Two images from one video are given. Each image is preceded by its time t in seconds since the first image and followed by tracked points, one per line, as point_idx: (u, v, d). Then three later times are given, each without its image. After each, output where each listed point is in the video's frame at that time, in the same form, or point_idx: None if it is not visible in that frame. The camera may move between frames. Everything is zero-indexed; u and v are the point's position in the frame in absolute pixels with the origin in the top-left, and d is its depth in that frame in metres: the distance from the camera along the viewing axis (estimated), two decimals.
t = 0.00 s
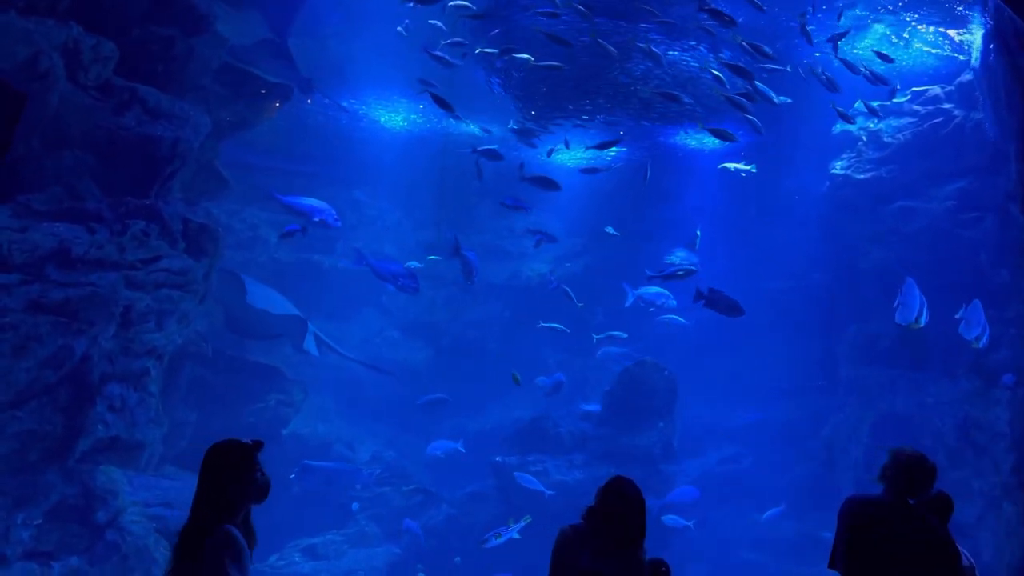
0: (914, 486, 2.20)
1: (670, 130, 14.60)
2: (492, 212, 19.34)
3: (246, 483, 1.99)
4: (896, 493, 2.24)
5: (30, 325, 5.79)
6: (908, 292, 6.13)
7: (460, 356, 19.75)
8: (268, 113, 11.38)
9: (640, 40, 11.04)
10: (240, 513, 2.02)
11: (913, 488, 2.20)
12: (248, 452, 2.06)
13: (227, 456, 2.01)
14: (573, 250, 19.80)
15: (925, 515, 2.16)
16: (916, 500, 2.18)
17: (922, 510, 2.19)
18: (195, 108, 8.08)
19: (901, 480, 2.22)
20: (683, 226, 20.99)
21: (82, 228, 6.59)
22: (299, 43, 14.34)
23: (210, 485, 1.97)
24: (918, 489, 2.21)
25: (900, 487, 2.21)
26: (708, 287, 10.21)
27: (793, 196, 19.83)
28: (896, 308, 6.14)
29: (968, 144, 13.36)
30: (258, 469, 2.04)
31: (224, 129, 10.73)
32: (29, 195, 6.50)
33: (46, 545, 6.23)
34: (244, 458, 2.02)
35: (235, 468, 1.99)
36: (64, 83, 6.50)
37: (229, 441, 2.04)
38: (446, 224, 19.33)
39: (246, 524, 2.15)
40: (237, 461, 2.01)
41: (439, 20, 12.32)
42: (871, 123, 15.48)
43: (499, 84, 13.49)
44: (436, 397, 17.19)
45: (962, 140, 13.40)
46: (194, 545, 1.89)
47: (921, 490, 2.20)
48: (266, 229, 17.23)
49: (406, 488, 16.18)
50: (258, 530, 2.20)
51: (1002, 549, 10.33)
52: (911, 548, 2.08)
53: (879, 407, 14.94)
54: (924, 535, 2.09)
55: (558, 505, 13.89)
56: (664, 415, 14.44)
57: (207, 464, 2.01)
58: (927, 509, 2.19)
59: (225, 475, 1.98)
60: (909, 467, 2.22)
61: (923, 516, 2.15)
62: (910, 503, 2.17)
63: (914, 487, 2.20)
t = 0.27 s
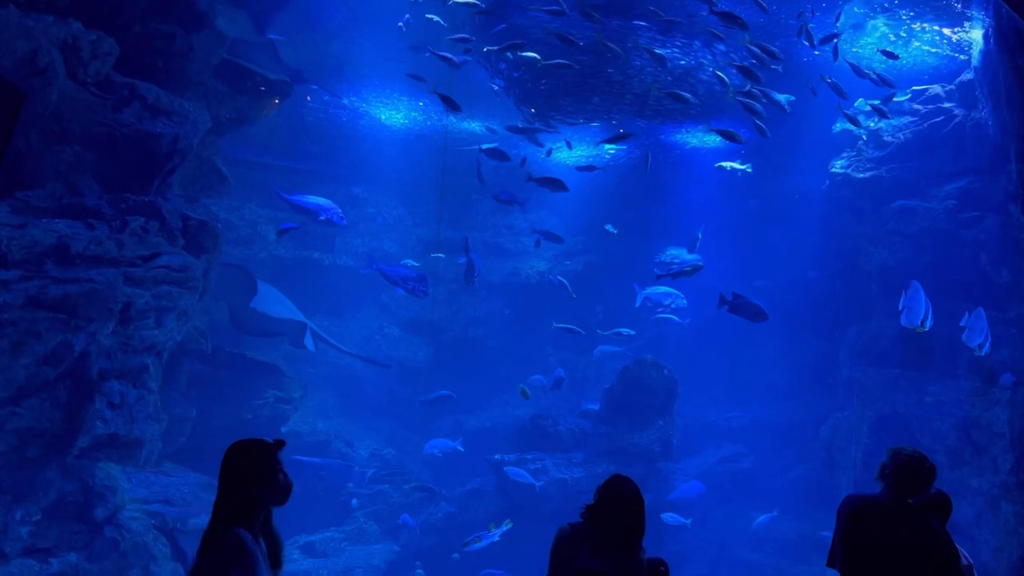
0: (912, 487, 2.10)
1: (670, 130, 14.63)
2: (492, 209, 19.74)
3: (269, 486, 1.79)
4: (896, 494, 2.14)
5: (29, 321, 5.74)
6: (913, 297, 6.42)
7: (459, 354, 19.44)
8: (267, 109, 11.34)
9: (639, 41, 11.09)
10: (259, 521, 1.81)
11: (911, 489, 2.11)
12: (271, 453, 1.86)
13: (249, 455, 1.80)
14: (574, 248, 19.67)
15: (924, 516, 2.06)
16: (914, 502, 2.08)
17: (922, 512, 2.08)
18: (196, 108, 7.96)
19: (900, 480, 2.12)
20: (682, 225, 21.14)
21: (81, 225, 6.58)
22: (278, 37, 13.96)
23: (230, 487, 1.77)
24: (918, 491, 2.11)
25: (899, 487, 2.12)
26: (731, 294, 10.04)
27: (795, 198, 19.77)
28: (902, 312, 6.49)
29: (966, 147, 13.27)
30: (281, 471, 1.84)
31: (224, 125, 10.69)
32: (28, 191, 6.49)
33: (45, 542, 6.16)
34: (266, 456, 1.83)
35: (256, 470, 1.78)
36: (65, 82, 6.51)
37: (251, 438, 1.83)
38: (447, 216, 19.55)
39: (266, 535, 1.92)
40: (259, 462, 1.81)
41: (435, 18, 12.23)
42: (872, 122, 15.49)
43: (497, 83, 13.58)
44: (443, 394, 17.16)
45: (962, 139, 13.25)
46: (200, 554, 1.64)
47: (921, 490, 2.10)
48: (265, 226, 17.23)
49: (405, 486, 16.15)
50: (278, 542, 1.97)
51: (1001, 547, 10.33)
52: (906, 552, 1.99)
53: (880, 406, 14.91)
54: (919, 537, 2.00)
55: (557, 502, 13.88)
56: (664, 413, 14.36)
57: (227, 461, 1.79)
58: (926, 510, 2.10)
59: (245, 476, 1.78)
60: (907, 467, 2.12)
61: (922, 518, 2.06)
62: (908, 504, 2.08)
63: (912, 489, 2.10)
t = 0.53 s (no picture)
0: (912, 487, 2.12)
1: (672, 129, 14.58)
2: (493, 211, 19.77)
3: (292, 482, 1.81)
4: (897, 495, 2.16)
5: (29, 322, 5.75)
6: (920, 301, 6.76)
7: (458, 354, 19.48)
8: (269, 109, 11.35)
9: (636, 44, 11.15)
10: (282, 522, 1.81)
11: (911, 490, 2.12)
12: (297, 453, 1.88)
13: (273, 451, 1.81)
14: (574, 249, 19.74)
15: (925, 517, 2.08)
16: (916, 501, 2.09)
17: (924, 512, 2.10)
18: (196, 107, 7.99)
19: (900, 481, 2.14)
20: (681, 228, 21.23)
21: (82, 225, 6.58)
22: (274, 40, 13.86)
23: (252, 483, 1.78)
24: (919, 491, 2.13)
25: (900, 487, 2.13)
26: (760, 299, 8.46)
27: (795, 198, 19.84)
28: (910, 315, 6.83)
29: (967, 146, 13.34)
30: (305, 469, 1.86)
31: (225, 126, 10.70)
32: (29, 191, 6.51)
33: (46, 542, 6.20)
34: (290, 455, 1.83)
35: (281, 467, 1.80)
36: (66, 83, 6.55)
37: (275, 436, 1.85)
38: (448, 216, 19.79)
39: (296, 543, 1.89)
40: (283, 459, 1.83)
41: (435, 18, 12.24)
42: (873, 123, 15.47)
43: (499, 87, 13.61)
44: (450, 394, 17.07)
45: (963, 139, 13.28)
46: (218, 551, 1.65)
47: (921, 491, 2.12)
48: (266, 227, 17.29)
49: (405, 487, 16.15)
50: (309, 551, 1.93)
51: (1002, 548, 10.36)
52: (907, 553, 2.00)
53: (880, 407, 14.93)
54: (920, 537, 2.02)
55: (558, 502, 13.93)
56: (665, 413, 14.31)
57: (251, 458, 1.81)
58: (928, 511, 2.11)
59: (270, 474, 1.80)
60: (909, 467, 2.14)
61: (923, 518, 2.07)
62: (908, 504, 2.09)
63: (913, 490, 2.11)
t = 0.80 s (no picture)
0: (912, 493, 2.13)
1: (676, 133, 14.67)
2: (492, 215, 19.62)
3: (315, 489, 1.70)
4: (897, 500, 2.18)
5: (29, 327, 5.76)
6: (927, 310, 6.88)
7: (458, 358, 19.52)
8: (270, 114, 11.31)
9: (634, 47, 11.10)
10: (307, 532, 1.70)
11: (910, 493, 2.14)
12: (325, 458, 1.78)
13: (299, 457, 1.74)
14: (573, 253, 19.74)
15: (925, 521, 2.09)
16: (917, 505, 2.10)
17: (923, 517, 2.11)
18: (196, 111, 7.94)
19: (902, 487, 2.15)
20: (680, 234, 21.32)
21: (81, 231, 6.57)
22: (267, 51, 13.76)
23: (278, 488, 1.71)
24: (919, 495, 2.14)
25: (901, 493, 2.14)
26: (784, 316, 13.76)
27: (793, 201, 19.96)
28: (919, 326, 6.95)
29: (966, 148, 13.39)
30: (331, 477, 1.74)
31: (225, 131, 10.68)
32: (28, 197, 6.44)
33: (45, 549, 6.23)
34: (315, 462, 1.73)
35: (304, 472, 1.71)
36: (66, 88, 6.51)
37: (301, 442, 1.76)
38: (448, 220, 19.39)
39: (331, 553, 1.77)
40: (309, 466, 1.73)
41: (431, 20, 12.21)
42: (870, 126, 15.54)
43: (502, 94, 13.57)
44: (456, 396, 16.92)
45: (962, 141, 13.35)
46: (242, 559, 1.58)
47: (922, 495, 2.13)
48: (265, 231, 17.34)
49: (406, 491, 16.18)
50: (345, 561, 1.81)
51: (1002, 551, 10.42)
52: (906, 558, 2.02)
53: (878, 409, 15.01)
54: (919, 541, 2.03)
55: (558, 507, 13.98)
56: (666, 416, 14.37)
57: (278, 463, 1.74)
58: (927, 515, 2.13)
59: (296, 481, 1.71)
60: (910, 472, 2.15)
61: (922, 522, 2.09)
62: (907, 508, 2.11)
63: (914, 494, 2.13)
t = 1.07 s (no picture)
0: (913, 494, 2.11)
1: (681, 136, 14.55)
2: (490, 219, 19.52)
3: (354, 494, 1.76)
4: (898, 502, 2.15)
5: (27, 333, 5.73)
6: (930, 316, 6.79)
7: (458, 362, 19.48)
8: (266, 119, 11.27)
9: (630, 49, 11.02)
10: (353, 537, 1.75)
11: (909, 493, 2.12)
12: (364, 466, 1.81)
13: (335, 469, 1.79)
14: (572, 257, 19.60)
15: (925, 522, 2.06)
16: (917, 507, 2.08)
17: (923, 518, 2.08)
18: (196, 116, 7.81)
19: (903, 489, 2.12)
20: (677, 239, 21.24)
21: (80, 236, 6.59)
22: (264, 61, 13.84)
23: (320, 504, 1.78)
24: (920, 496, 2.12)
25: (902, 494, 2.12)
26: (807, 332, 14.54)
27: (792, 204, 19.93)
28: (920, 329, 6.84)
29: (964, 151, 13.28)
30: (368, 482, 1.78)
31: (223, 136, 10.67)
32: (28, 202, 6.58)
33: (43, 555, 6.23)
34: (347, 470, 1.79)
35: (339, 480, 1.77)
36: (63, 92, 6.44)
37: (337, 452, 1.82)
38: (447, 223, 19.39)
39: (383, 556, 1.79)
40: (345, 476, 1.78)
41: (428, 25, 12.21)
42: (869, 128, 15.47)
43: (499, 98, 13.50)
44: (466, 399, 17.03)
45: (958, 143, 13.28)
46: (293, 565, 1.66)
47: (922, 497, 2.11)
48: (264, 237, 17.43)
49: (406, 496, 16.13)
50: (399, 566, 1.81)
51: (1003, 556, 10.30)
52: (905, 558, 1.99)
53: (879, 412, 14.90)
54: (918, 541, 2.01)
55: (558, 512, 13.81)
56: (665, 420, 14.28)
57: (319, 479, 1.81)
58: (927, 516, 2.10)
59: (338, 490, 1.77)
60: (911, 474, 2.13)
61: (922, 523, 2.06)
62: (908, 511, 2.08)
63: (913, 495, 2.11)
